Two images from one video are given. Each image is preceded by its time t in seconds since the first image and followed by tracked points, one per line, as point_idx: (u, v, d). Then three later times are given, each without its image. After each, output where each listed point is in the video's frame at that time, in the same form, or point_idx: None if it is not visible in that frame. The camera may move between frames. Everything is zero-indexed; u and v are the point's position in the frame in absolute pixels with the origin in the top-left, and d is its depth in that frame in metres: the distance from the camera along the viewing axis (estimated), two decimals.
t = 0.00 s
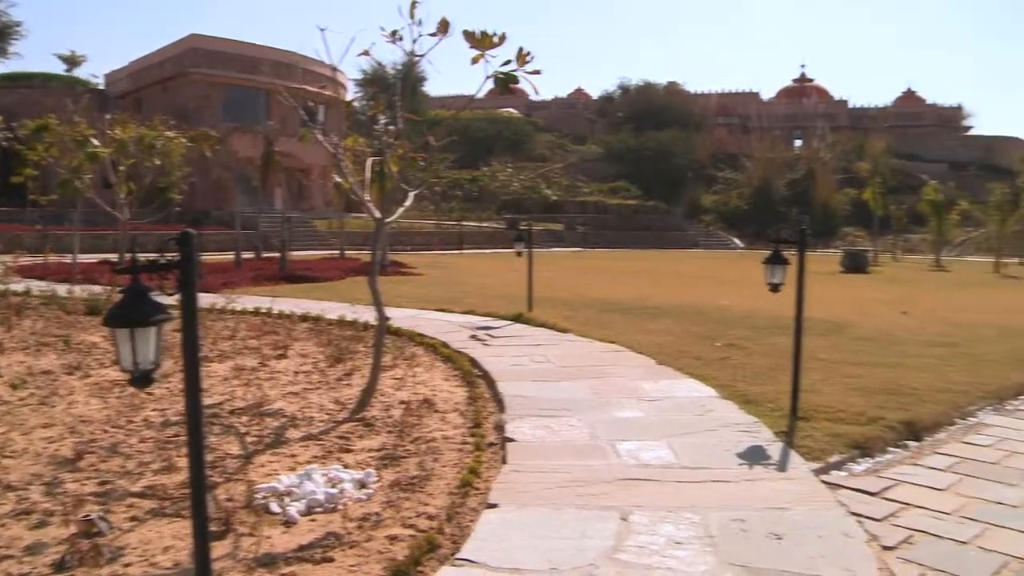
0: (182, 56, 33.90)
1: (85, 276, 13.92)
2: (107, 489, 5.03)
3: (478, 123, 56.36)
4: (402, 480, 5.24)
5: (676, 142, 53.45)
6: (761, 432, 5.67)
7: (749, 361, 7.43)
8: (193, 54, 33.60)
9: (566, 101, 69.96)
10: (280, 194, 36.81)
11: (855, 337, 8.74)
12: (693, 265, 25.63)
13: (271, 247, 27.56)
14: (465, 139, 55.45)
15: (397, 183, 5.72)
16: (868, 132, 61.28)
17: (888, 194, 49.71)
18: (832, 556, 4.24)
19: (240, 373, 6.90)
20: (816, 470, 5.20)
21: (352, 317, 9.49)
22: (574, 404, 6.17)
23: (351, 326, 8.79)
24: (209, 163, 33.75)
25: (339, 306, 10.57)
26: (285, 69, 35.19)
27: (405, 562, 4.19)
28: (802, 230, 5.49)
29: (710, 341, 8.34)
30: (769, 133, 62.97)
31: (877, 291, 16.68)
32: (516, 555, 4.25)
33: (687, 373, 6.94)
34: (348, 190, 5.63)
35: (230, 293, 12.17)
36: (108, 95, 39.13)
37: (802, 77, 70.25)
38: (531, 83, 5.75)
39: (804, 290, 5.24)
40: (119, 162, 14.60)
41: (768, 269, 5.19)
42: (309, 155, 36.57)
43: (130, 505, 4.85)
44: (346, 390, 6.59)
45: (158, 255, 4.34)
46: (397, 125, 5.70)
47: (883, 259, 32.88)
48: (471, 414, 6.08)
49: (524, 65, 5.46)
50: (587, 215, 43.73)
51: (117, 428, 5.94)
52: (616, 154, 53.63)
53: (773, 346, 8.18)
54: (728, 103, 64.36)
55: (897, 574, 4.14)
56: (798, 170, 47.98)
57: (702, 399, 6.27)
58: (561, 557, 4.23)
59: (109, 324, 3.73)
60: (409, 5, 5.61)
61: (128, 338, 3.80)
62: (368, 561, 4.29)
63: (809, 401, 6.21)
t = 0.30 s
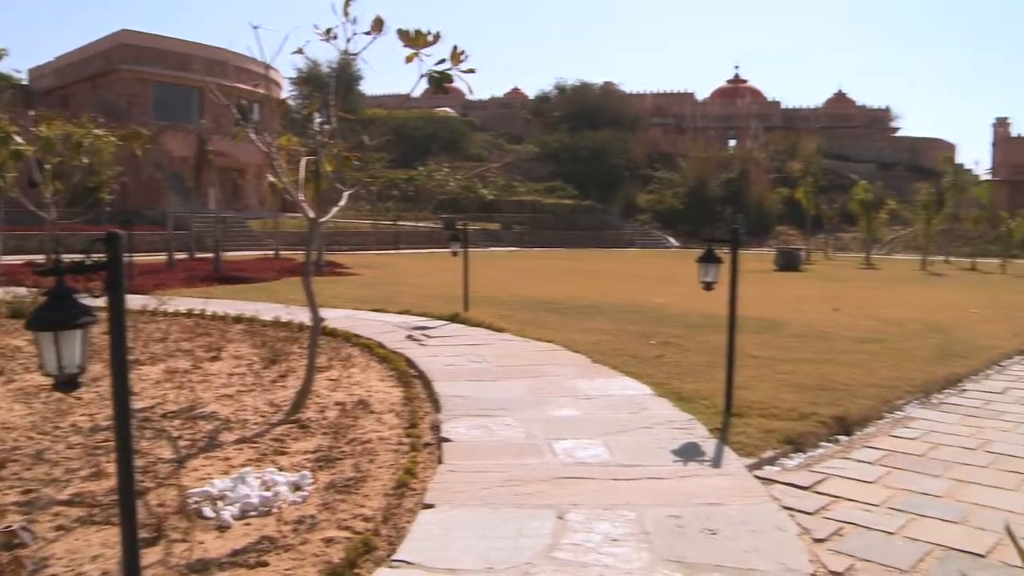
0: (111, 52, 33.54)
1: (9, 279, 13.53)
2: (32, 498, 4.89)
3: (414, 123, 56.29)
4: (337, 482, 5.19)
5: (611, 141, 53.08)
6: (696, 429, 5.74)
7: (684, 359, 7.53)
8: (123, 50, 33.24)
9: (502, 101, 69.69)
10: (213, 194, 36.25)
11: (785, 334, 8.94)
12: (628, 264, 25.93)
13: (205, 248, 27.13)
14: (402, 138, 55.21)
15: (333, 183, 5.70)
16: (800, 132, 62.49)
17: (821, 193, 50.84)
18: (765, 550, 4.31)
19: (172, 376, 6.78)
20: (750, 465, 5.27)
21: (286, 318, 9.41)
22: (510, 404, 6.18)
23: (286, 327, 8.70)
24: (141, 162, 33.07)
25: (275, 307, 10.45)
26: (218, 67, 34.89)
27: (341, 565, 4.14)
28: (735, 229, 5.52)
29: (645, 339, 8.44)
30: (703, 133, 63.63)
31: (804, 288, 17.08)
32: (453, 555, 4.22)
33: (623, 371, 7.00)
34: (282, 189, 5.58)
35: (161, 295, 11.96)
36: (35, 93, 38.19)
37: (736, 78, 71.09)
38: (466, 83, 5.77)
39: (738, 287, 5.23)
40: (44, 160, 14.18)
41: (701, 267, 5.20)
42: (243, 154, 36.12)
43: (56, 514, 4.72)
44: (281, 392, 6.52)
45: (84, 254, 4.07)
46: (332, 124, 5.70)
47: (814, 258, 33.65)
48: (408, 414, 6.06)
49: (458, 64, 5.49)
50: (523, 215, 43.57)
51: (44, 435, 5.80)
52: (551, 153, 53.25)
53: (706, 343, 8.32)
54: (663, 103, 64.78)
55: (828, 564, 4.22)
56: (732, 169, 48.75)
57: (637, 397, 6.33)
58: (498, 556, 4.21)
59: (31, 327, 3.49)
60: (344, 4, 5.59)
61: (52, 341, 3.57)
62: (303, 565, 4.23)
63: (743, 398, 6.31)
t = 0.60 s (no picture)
0: (38, 47, 32.96)
1: None
2: None
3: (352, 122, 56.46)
4: (274, 485, 5.14)
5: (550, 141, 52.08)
6: (634, 427, 5.79)
7: (621, 357, 7.60)
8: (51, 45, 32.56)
9: (440, 100, 69.18)
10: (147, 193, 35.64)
11: (721, 332, 9.09)
12: (566, 263, 26.07)
13: (139, 248, 26.64)
14: (337, 138, 54.99)
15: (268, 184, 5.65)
16: (735, 133, 63.27)
17: (756, 193, 51.71)
18: (701, 546, 4.37)
19: (103, 380, 6.65)
20: (687, 462, 5.31)
21: (222, 320, 9.29)
22: (448, 404, 6.17)
23: (221, 329, 8.60)
24: (69, 160, 32.28)
25: (209, 308, 10.32)
26: (150, 63, 34.24)
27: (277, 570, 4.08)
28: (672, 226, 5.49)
29: (583, 337, 8.50)
30: (640, 133, 64.03)
31: (738, 286, 17.39)
32: (393, 556, 4.19)
33: (561, 370, 7.05)
34: (216, 189, 5.48)
35: (90, 297, 11.73)
36: None
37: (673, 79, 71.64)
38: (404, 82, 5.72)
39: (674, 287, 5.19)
40: None
41: (638, 265, 5.14)
42: (177, 153, 35.59)
43: None
44: (216, 395, 6.46)
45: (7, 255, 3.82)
46: (268, 122, 5.63)
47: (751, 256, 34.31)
48: (346, 415, 6.02)
49: (395, 63, 5.45)
50: (463, 213, 43.62)
51: None
52: (489, 153, 52.08)
53: (644, 342, 8.42)
54: (601, 103, 64.96)
55: (762, 558, 4.29)
56: (670, 170, 49.23)
57: (575, 395, 6.37)
58: (437, 556, 4.19)
59: None
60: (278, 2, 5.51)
61: None
62: (239, 569, 4.15)
63: (680, 395, 6.38)
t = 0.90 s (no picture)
0: None
1: None
2: None
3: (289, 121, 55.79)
4: (211, 489, 5.06)
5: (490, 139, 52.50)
6: (573, 425, 5.82)
7: (561, 356, 7.65)
8: None
9: (380, 99, 68.28)
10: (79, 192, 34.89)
11: (661, 330, 9.20)
12: (506, 262, 26.10)
13: (70, 248, 26.05)
14: (274, 137, 54.39)
15: (204, 183, 5.52)
16: (674, 132, 63.63)
17: (695, 192, 52.26)
18: (641, 543, 4.40)
19: (33, 385, 6.50)
20: (625, 459, 5.34)
21: (157, 322, 9.15)
22: (387, 404, 6.14)
23: (157, 331, 8.47)
24: None
25: (145, 310, 10.15)
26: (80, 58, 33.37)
27: None
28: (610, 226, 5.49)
29: (524, 337, 8.55)
30: (580, 133, 64.03)
31: (674, 285, 17.63)
32: (332, 558, 4.14)
33: (500, 369, 7.08)
34: (151, 189, 5.33)
35: (18, 299, 11.47)
36: None
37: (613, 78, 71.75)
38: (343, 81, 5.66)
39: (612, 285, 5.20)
40: None
41: (576, 265, 5.13)
42: (110, 152, 34.85)
43: None
44: (151, 399, 6.36)
45: None
46: (204, 121, 5.51)
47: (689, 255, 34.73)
48: (284, 417, 5.97)
49: (332, 61, 5.40)
50: (404, 213, 43.35)
51: None
52: (429, 152, 52.46)
53: (584, 341, 8.50)
54: (541, 103, 64.67)
55: (700, 554, 4.34)
56: (609, 168, 49.45)
57: (515, 395, 6.39)
58: (377, 558, 4.16)
59: None
60: None
61: None
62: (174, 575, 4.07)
63: (620, 394, 6.44)
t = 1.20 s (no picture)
0: None
1: None
2: None
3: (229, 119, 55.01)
4: (148, 494, 4.97)
5: (431, 139, 52.68)
6: (515, 425, 5.83)
7: (503, 356, 7.68)
8: None
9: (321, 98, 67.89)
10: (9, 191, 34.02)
11: (602, 329, 9.27)
12: (448, 262, 25.99)
13: None
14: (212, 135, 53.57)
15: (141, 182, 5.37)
16: (615, 132, 63.76)
17: (635, 192, 52.49)
18: (583, 541, 4.42)
19: None
20: (567, 458, 5.35)
21: (93, 324, 8.98)
22: (329, 405, 6.10)
23: (91, 334, 8.30)
24: None
25: (78, 313, 9.94)
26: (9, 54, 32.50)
27: None
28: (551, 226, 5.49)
29: (466, 337, 8.56)
30: (522, 132, 63.82)
31: (614, 284, 17.79)
32: (271, 562, 4.08)
33: (442, 368, 7.09)
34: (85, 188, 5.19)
35: None
36: None
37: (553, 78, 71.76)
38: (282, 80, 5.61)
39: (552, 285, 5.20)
40: None
41: (517, 264, 5.12)
42: (42, 150, 34.05)
43: None
44: (85, 403, 6.24)
45: None
46: (138, 118, 5.38)
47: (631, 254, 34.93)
48: (223, 420, 5.90)
49: (271, 60, 5.35)
50: (346, 213, 42.92)
51: None
52: (370, 150, 52.49)
53: (526, 340, 8.56)
54: (482, 102, 64.28)
55: (641, 551, 4.36)
56: (551, 169, 49.45)
57: (457, 395, 6.39)
58: (318, 561, 4.10)
59: None
60: None
61: None
62: None
63: (561, 392, 6.48)
